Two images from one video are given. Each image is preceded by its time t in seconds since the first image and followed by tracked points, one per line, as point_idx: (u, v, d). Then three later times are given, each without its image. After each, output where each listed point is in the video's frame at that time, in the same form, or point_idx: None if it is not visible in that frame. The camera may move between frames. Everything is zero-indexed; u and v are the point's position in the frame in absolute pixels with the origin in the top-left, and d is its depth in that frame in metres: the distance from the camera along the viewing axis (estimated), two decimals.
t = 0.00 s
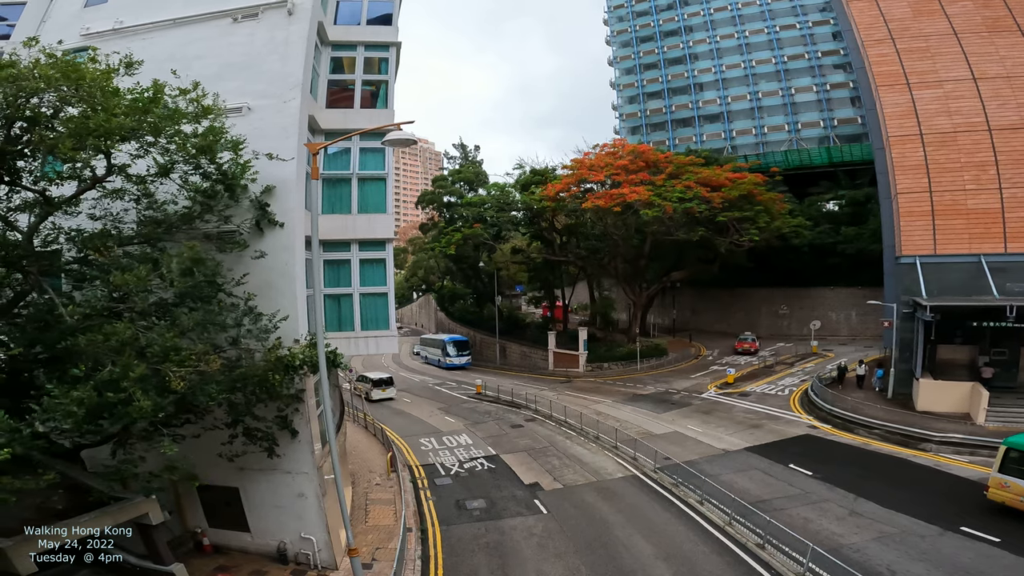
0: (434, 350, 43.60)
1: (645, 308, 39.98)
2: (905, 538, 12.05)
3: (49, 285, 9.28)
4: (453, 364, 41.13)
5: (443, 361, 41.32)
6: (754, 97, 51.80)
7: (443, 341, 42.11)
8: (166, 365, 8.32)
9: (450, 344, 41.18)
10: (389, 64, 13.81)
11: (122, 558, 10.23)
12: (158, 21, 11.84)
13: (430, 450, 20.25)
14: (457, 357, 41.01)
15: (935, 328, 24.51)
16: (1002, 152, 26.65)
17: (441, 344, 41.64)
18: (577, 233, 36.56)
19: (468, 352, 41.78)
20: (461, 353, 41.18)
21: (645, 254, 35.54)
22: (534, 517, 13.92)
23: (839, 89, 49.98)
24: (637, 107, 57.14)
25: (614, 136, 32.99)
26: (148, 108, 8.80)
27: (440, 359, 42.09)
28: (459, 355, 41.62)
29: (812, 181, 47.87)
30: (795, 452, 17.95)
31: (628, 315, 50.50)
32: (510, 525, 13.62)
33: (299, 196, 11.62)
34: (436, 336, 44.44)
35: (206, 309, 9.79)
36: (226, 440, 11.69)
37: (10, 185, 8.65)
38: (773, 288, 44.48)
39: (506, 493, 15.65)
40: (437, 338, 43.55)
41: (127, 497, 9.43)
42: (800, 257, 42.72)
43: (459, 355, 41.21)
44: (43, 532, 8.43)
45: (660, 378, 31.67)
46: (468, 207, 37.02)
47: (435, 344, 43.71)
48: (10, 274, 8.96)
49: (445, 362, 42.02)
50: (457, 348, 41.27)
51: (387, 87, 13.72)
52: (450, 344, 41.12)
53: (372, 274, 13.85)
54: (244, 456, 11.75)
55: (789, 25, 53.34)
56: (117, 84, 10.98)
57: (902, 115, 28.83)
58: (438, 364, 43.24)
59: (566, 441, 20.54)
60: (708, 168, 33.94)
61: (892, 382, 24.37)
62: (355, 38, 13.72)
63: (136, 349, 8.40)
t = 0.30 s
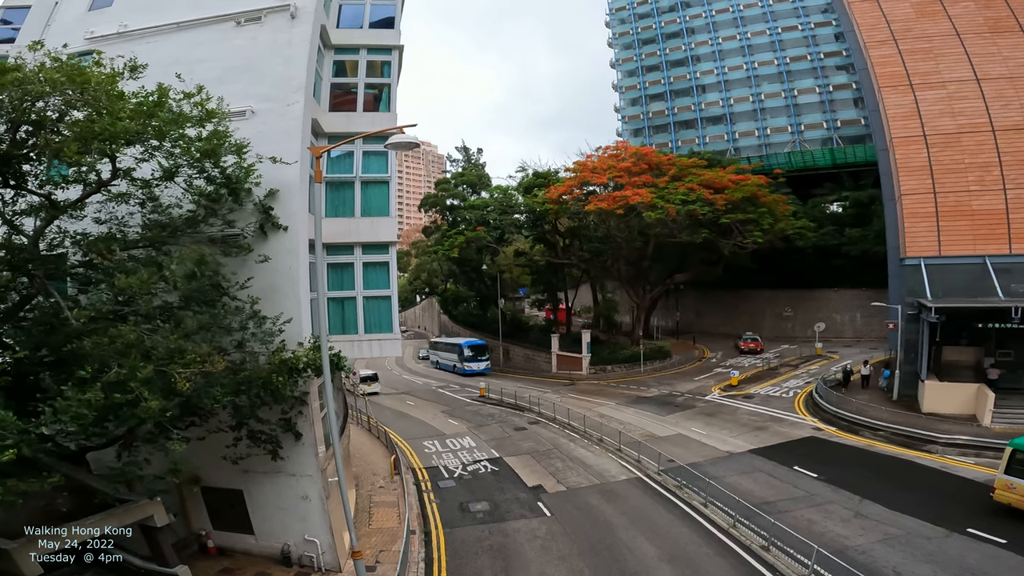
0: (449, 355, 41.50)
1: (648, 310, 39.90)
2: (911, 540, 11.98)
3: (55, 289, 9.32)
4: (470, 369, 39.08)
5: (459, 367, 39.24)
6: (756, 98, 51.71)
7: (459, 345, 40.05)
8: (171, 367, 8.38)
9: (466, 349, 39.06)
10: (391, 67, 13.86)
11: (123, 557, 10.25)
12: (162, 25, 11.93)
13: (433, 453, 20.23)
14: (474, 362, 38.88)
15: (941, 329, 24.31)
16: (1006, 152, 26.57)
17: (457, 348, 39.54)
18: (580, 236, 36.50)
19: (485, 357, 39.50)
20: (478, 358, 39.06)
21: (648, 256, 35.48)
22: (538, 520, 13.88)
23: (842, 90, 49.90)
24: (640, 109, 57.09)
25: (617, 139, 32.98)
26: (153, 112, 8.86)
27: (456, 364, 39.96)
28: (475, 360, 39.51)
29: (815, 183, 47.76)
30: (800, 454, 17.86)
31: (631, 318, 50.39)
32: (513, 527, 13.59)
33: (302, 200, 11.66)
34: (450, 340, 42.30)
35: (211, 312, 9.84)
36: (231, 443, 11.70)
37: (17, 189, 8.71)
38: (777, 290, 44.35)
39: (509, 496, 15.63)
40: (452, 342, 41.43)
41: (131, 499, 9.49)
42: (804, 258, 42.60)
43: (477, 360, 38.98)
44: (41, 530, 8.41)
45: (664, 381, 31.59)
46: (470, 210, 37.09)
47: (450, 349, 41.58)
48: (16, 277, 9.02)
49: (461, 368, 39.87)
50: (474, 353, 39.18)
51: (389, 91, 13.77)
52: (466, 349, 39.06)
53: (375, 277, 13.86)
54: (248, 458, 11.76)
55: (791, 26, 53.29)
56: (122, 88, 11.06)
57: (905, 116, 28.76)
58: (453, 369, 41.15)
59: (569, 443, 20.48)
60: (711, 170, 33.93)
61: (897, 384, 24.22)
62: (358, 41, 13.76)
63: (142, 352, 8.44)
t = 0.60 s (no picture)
0: (466, 366, 39.21)
1: (653, 318, 39.81)
2: (922, 545, 11.84)
3: (61, 299, 9.37)
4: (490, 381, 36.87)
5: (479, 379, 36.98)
6: (758, 104, 51.80)
7: (477, 355, 37.84)
8: (178, 376, 8.41)
9: (487, 359, 36.83)
10: (394, 76, 13.93)
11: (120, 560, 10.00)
12: (168, 34, 12.08)
13: (438, 461, 20.18)
14: (495, 373, 36.64)
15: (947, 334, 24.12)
16: (1010, 156, 26.52)
17: (476, 359, 37.31)
18: (584, 244, 36.48)
19: (505, 367, 37.28)
20: (499, 369, 36.85)
21: (652, 263, 35.43)
22: (543, 528, 13.79)
23: (844, 95, 49.95)
24: (642, 117, 57.26)
25: (620, 146, 33.04)
26: (158, 121, 8.94)
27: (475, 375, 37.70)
28: (496, 370, 37.33)
29: (819, 189, 47.69)
30: (808, 460, 17.72)
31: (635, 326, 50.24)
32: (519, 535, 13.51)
33: (306, 209, 11.71)
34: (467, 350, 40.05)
35: (216, 321, 9.88)
36: (236, 451, 11.68)
37: (23, 199, 8.77)
38: (782, 297, 44.23)
39: (515, 503, 15.55)
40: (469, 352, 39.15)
41: (138, 507, 9.49)
42: (809, 264, 42.49)
43: (497, 371, 36.77)
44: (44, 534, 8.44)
45: (670, 388, 31.45)
46: (474, 219, 37.25)
47: (467, 359, 39.30)
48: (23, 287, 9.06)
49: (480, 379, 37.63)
50: (494, 363, 36.96)
51: (392, 100, 13.86)
52: (486, 359, 36.87)
53: (380, 286, 13.89)
54: (254, 467, 11.73)
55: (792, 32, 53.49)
56: (128, 97, 11.17)
57: (908, 120, 28.76)
58: (471, 380, 38.93)
59: (575, 451, 20.39)
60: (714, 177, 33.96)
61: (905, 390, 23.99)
62: (361, 50, 13.87)
63: (148, 361, 8.48)
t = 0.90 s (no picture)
0: (488, 382, 36.49)
1: (659, 331, 39.68)
2: (937, 554, 11.65)
3: (71, 316, 9.43)
4: (514, 399, 34.17)
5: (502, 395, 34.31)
6: (761, 114, 51.98)
7: (500, 371, 35.20)
8: (186, 393, 8.46)
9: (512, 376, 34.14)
10: (398, 91, 14.08)
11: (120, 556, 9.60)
12: (175, 50, 12.24)
13: (445, 475, 20.08)
14: (520, 392, 34.05)
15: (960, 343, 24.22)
16: (1013, 162, 26.51)
17: (500, 374, 34.67)
18: (589, 258, 36.48)
19: (531, 385, 34.68)
20: (524, 387, 34.25)
21: (657, 276, 35.36)
22: (551, 541, 13.64)
23: (846, 104, 50.13)
24: (644, 129, 57.51)
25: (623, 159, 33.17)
26: (166, 138, 9.07)
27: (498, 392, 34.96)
28: (520, 388, 34.59)
29: (823, 199, 47.66)
30: (819, 471, 17.52)
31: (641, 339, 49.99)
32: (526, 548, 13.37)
33: (312, 226, 11.79)
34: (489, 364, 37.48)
35: (224, 338, 9.95)
36: (243, 466, 11.63)
37: (34, 216, 8.87)
38: (788, 308, 44.05)
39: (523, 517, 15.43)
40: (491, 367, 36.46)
41: (147, 520, 9.44)
42: (815, 274, 42.31)
43: (523, 389, 34.18)
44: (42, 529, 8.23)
45: (677, 401, 31.26)
46: (479, 234, 37.45)
47: (489, 375, 36.67)
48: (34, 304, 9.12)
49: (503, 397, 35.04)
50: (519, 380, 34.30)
51: (396, 115, 13.98)
52: (510, 375, 34.26)
53: (386, 302, 13.93)
54: (261, 481, 11.67)
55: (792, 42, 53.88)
56: (135, 113, 11.31)
57: (910, 128, 28.84)
58: (492, 398, 36.18)
59: (582, 464, 20.24)
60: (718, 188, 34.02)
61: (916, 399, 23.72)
62: (365, 66, 14.05)
63: (157, 377, 8.57)
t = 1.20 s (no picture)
0: (509, 398, 33.78)
1: (664, 343, 39.53)
2: (949, 562, 11.51)
3: (78, 333, 9.42)
4: (539, 416, 31.52)
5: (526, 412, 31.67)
6: (762, 124, 52.16)
7: (523, 386, 32.27)
8: (193, 409, 8.64)
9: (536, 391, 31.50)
10: (400, 105, 14.21)
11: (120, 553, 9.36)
12: (181, 65, 12.38)
13: (450, 488, 19.97)
14: (546, 410, 31.30)
15: (967, 351, 24.26)
16: (1016, 170, 26.52)
17: (524, 390, 32.05)
18: (592, 271, 36.45)
19: (557, 401, 31.94)
20: (550, 404, 31.48)
21: (661, 288, 35.24)
22: (557, 554, 13.50)
23: (846, 112, 50.32)
24: (646, 140, 57.78)
25: (625, 172, 33.28)
26: (173, 155, 9.19)
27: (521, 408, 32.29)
28: (546, 404, 31.83)
29: (826, 208, 47.65)
30: (828, 481, 17.32)
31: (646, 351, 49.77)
32: (532, 561, 13.23)
33: (316, 241, 11.86)
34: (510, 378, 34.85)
35: (230, 354, 10.12)
36: (249, 480, 11.54)
37: (42, 234, 8.92)
38: (793, 318, 43.89)
39: (528, 529, 15.30)
40: (513, 381, 33.82)
41: (154, 533, 9.36)
42: (819, 285, 42.09)
43: (549, 406, 31.43)
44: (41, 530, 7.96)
45: (683, 413, 31.07)
46: (482, 248, 37.59)
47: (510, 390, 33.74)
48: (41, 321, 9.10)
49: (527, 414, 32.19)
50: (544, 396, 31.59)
51: (399, 129, 14.12)
52: (534, 391, 31.63)
53: (390, 318, 13.94)
54: (267, 495, 11.59)
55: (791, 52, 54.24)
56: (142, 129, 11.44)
57: (911, 136, 28.94)
58: (514, 415, 33.56)
59: (587, 476, 20.09)
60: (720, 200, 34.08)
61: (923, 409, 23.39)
62: (367, 80, 14.17)
63: (164, 393, 8.72)
